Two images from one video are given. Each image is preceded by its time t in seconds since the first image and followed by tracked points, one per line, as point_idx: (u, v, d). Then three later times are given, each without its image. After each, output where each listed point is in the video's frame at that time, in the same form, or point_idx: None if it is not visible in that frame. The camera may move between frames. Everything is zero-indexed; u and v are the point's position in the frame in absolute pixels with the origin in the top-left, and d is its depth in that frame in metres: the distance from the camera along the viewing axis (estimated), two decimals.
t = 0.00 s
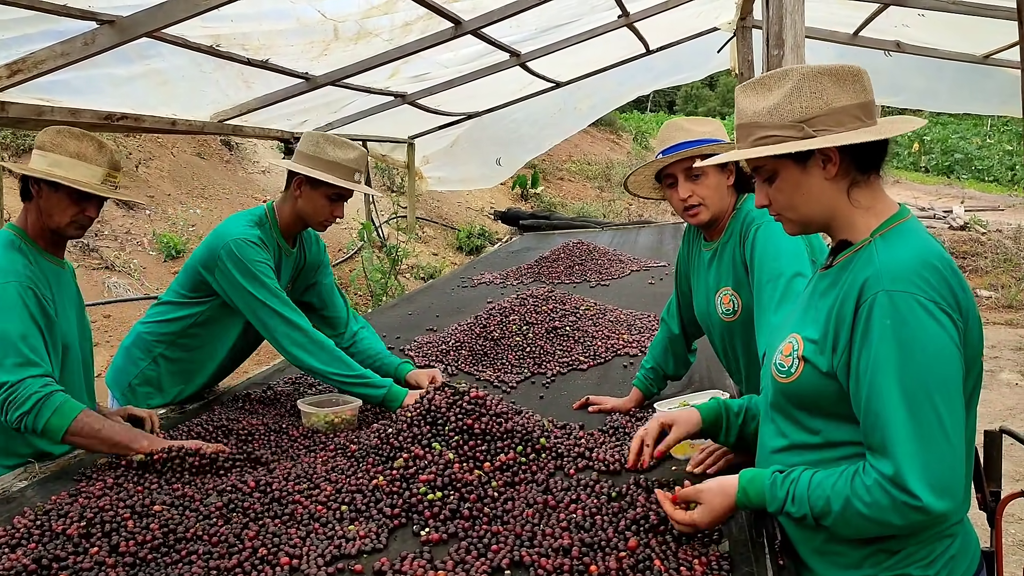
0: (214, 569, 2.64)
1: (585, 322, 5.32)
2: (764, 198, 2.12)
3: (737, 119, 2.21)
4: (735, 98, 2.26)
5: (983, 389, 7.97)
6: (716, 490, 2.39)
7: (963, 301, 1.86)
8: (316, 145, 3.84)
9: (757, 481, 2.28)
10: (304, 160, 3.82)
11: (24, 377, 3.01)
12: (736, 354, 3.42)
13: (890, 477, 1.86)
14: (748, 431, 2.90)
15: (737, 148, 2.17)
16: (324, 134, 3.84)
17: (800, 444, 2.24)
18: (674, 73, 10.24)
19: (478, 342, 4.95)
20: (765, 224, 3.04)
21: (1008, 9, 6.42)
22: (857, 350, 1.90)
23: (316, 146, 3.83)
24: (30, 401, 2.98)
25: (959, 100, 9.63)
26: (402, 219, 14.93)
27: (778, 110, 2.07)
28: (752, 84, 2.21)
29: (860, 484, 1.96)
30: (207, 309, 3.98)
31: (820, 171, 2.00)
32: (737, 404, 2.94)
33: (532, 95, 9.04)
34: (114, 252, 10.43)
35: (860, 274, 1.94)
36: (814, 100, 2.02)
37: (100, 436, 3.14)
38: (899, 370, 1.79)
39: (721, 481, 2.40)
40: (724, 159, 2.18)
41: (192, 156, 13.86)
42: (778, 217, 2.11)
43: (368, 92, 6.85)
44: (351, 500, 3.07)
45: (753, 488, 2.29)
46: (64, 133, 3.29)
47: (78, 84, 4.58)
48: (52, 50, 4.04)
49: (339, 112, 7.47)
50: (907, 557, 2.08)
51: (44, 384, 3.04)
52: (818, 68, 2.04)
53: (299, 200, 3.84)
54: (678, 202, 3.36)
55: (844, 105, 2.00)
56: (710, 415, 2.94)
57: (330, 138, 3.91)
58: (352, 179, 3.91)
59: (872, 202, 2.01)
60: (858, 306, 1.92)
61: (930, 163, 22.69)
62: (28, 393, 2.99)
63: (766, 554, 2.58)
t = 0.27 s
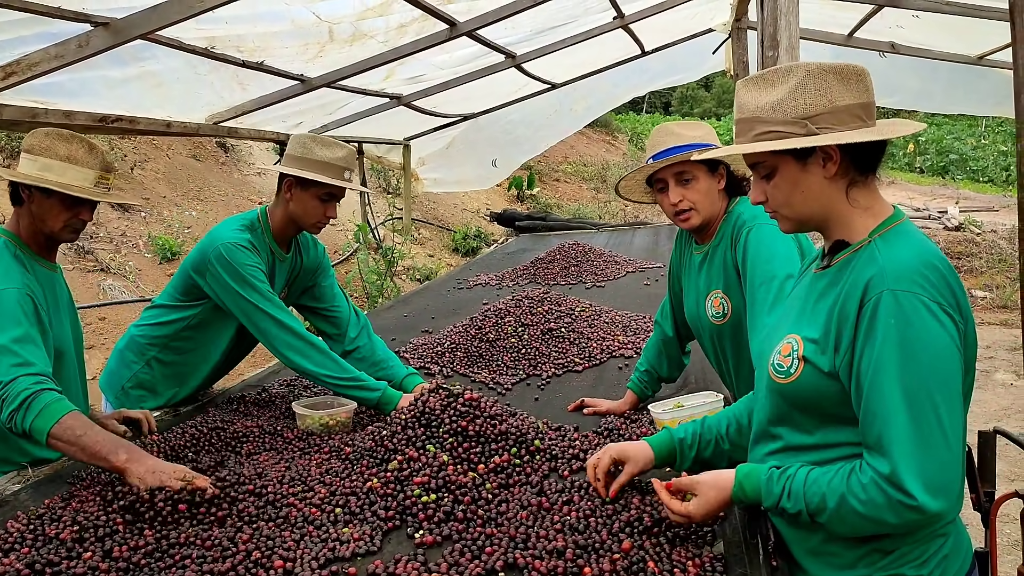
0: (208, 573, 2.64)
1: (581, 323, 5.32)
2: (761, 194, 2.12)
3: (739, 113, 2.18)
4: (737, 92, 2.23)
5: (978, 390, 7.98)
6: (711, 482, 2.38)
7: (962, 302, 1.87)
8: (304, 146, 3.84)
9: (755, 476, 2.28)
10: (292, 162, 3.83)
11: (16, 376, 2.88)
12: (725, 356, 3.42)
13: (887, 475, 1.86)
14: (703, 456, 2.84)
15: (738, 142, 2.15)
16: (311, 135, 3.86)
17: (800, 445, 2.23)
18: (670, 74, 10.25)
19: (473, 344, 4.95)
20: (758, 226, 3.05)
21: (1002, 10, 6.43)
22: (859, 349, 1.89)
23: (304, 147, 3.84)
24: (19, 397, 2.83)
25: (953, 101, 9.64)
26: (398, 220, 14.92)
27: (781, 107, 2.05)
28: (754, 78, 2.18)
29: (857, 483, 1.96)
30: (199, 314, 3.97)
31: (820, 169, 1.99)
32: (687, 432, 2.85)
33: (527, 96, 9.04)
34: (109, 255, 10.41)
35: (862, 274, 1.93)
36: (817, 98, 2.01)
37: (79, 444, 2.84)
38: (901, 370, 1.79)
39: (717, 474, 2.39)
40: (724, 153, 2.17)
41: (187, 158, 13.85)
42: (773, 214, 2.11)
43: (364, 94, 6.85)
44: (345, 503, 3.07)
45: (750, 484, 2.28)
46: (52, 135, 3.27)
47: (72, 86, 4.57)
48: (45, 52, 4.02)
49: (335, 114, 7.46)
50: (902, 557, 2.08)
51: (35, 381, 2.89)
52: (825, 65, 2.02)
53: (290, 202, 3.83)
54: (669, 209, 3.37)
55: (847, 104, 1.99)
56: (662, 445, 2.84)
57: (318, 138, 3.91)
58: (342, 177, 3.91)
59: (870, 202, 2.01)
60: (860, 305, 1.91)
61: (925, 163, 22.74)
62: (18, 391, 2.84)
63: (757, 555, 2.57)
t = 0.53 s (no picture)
0: None
1: (576, 325, 5.32)
2: (756, 204, 2.11)
3: (726, 125, 2.19)
4: (722, 105, 2.24)
5: (972, 390, 7.99)
6: (711, 488, 2.38)
7: (958, 305, 1.87)
8: (285, 142, 3.85)
9: (753, 480, 2.28)
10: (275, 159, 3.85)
11: (40, 394, 2.82)
12: (720, 357, 3.42)
13: (884, 480, 1.86)
14: (704, 443, 2.91)
15: (729, 155, 2.16)
16: (291, 130, 3.88)
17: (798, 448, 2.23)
18: (664, 75, 10.26)
19: (468, 345, 4.94)
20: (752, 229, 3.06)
21: (994, 11, 6.46)
22: (856, 353, 1.89)
23: (285, 142, 3.85)
24: (46, 414, 2.78)
25: (946, 101, 9.67)
26: (393, 222, 14.90)
27: (768, 117, 2.05)
28: (738, 89, 2.18)
29: (853, 487, 1.97)
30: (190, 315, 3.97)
31: (813, 174, 1.99)
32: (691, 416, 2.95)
33: (523, 98, 9.05)
34: (103, 257, 10.39)
35: (858, 277, 1.93)
36: (803, 104, 2.01)
37: (128, 435, 2.83)
38: (898, 374, 1.79)
39: (717, 478, 2.40)
40: (716, 168, 2.18)
41: (182, 159, 13.83)
42: (769, 221, 2.11)
43: (358, 95, 6.84)
44: (340, 505, 3.06)
45: (748, 487, 2.29)
46: (51, 146, 3.20)
47: (65, 88, 4.56)
48: (38, 54, 4.01)
49: (330, 116, 7.45)
50: (899, 559, 2.08)
51: (58, 396, 2.84)
52: (807, 71, 2.02)
53: (274, 199, 3.84)
54: (661, 212, 3.37)
55: (834, 108, 1.99)
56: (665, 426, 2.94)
57: (299, 133, 3.91)
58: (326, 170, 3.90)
59: (864, 204, 2.01)
60: (857, 308, 1.91)
61: (919, 164, 22.79)
62: (44, 408, 2.79)
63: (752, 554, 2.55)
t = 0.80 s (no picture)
0: None
1: (571, 326, 5.33)
2: (748, 207, 2.12)
3: (716, 129, 2.20)
4: (711, 109, 2.24)
5: (966, 389, 8.02)
6: (703, 488, 2.40)
7: (945, 307, 1.87)
8: (287, 146, 3.85)
9: (741, 479, 2.29)
10: (276, 163, 3.85)
11: (145, 391, 3.03)
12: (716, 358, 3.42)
13: (864, 480, 1.88)
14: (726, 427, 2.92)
15: (720, 159, 2.17)
16: (293, 134, 3.86)
17: (787, 447, 2.22)
18: (659, 75, 10.28)
19: (463, 346, 4.94)
20: (746, 230, 3.06)
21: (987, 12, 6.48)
22: (840, 354, 1.90)
23: (287, 146, 3.84)
24: (160, 410, 3.00)
25: (939, 101, 9.71)
26: (388, 223, 14.89)
27: (756, 121, 2.06)
28: (727, 93, 2.19)
29: (836, 487, 1.98)
30: (189, 317, 3.98)
31: (803, 177, 1.99)
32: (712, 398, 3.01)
33: (518, 98, 9.05)
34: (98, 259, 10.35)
35: (844, 279, 1.94)
36: (791, 107, 2.01)
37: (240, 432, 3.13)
38: (880, 376, 1.80)
39: (708, 478, 2.43)
40: (707, 171, 2.19)
41: (176, 161, 13.79)
42: (762, 224, 2.12)
43: (353, 97, 6.83)
44: (334, 507, 3.06)
45: (737, 486, 2.31)
46: (55, 162, 3.04)
47: (58, 90, 4.54)
48: (31, 55, 3.99)
49: (325, 117, 7.44)
50: (887, 559, 2.09)
51: (165, 392, 3.07)
52: (794, 74, 2.03)
53: (276, 203, 3.84)
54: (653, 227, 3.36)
55: (823, 110, 1.99)
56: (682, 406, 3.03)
57: (300, 137, 3.91)
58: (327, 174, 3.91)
59: (855, 205, 2.02)
60: (842, 309, 1.92)
61: (913, 164, 22.85)
62: (156, 403, 3.01)
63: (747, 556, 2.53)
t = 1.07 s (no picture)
0: None
1: (565, 326, 5.33)
2: (743, 205, 2.12)
3: (711, 128, 2.19)
4: (707, 107, 2.24)
5: (960, 388, 8.04)
6: (695, 483, 2.43)
7: (937, 308, 1.87)
8: (288, 149, 3.84)
9: (731, 477, 2.32)
10: (277, 166, 3.84)
11: (101, 413, 2.97)
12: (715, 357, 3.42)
13: (848, 478, 1.90)
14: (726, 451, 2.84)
15: (715, 157, 2.17)
16: (295, 138, 3.87)
17: (777, 447, 2.23)
18: (653, 75, 10.29)
19: (458, 347, 4.95)
20: (737, 230, 3.05)
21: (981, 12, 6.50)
22: (830, 352, 1.91)
23: (288, 150, 3.84)
24: (113, 433, 2.95)
25: (932, 101, 9.74)
26: (382, 224, 14.88)
27: (750, 119, 2.06)
28: (723, 92, 2.19)
29: (821, 485, 2.00)
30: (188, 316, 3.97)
31: (797, 175, 1.99)
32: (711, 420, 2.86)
33: (512, 99, 9.06)
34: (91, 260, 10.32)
35: (835, 277, 1.94)
36: (786, 106, 2.01)
37: (193, 455, 3.12)
38: (867, 374, 1.81)
39: (700, 475, 2.44)
40: (702, 169, 2.18)
41: (170, 162, 13.77)
42: (757, 222, 2.12)
43: (347, 97, 6.83)
44: (328, 508, 3.06)
45: (727, 484, 2.33)
46: (45, 166, 3.03)
47: (51, 91, 4.53)
48: (24, 56, 3.98)
49: (319, 117, 7.43)
50: (875, 560, 2.09)
51: (121, 416, 3.01)
52: (789, 73, 2.03)
53: (277, 206, 3.83)
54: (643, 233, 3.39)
55: (817, 109, 1.99)
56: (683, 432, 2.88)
57: (301, 141, 3.91)
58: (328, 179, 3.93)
59: (848, 204, 2.01)
60: (832, 308, 1.93)
61: (907, 163, 22.90)
62: (109, 427, 2.95)
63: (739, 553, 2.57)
